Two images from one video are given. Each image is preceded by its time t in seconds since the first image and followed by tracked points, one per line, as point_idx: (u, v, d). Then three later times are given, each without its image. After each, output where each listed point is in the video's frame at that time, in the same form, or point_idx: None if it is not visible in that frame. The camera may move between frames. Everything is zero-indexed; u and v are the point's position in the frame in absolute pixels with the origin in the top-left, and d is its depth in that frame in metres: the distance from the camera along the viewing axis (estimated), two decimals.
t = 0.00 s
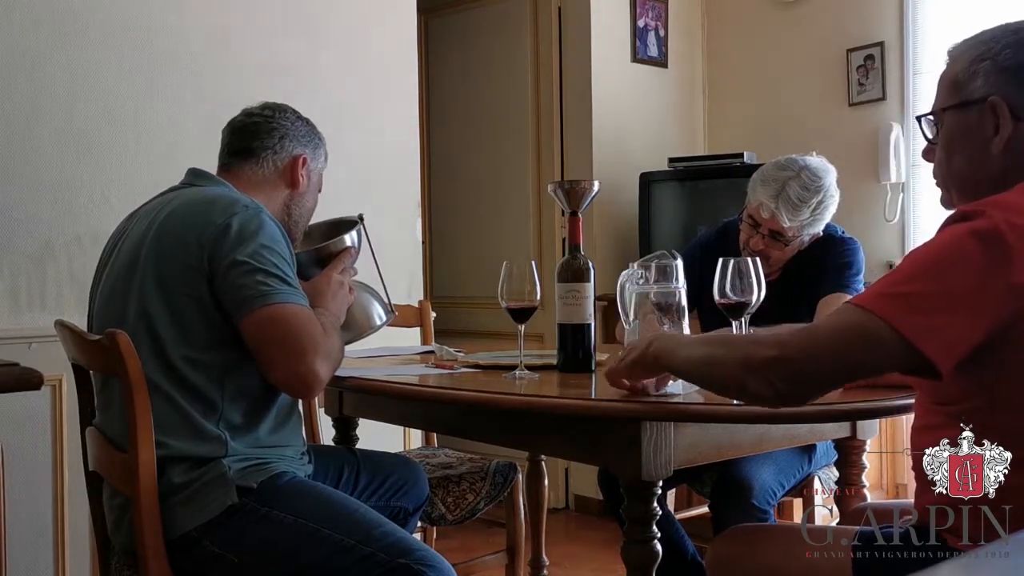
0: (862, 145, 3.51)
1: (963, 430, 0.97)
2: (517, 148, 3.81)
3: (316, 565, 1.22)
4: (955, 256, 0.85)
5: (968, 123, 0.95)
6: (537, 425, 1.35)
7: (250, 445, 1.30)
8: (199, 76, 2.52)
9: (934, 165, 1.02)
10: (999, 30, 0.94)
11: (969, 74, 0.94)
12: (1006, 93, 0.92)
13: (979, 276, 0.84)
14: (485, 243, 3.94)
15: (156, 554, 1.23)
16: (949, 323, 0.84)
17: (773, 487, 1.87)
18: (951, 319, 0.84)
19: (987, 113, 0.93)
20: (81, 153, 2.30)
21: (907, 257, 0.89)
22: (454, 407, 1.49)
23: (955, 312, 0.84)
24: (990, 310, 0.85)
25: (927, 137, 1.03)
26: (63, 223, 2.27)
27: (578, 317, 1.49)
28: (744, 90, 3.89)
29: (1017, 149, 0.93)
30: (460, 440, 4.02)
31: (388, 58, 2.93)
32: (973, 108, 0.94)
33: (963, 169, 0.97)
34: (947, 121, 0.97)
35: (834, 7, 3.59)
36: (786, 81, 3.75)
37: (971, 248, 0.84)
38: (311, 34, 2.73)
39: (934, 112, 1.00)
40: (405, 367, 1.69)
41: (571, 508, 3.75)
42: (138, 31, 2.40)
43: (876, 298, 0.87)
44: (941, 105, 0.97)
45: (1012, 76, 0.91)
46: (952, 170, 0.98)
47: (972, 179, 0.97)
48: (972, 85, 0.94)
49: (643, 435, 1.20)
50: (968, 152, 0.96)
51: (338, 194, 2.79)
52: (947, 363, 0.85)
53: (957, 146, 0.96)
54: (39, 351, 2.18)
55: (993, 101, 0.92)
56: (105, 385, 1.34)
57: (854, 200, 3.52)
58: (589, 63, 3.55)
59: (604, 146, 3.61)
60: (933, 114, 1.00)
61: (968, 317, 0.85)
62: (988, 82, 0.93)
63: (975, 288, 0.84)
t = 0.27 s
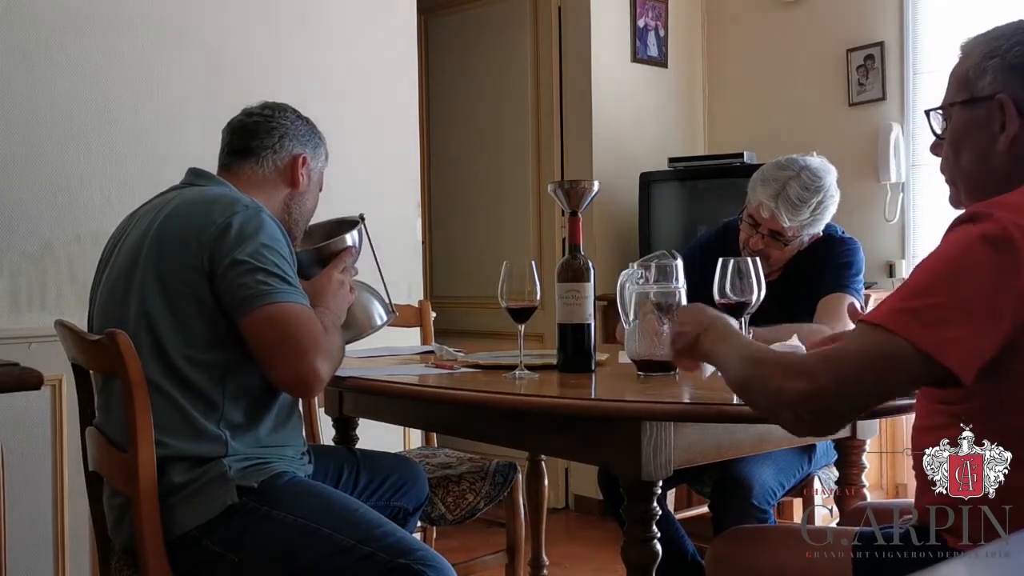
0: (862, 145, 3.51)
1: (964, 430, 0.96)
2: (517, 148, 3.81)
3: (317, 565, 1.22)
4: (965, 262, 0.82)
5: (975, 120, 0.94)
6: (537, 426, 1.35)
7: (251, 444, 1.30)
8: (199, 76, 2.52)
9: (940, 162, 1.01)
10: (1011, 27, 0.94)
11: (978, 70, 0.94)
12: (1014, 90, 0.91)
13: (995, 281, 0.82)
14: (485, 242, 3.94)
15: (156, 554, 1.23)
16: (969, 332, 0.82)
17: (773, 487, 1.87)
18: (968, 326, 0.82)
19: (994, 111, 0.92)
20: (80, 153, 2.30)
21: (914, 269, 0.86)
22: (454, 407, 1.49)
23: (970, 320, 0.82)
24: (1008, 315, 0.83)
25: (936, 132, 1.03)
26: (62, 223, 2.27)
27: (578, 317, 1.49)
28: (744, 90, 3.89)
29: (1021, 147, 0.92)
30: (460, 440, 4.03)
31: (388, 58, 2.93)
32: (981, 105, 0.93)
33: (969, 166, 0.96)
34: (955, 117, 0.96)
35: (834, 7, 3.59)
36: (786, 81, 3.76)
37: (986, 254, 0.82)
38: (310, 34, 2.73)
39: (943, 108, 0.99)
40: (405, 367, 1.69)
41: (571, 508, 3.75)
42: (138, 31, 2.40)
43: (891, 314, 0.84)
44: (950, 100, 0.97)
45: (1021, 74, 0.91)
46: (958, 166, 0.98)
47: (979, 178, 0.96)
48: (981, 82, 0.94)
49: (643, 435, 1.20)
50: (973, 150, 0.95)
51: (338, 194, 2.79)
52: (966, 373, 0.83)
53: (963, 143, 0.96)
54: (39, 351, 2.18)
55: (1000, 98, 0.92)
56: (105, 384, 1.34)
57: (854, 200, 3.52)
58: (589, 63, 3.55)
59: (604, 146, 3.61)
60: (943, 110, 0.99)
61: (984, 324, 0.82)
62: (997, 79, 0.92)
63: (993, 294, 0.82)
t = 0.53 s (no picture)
0: (862, 145, 3.51)
1: (963, 430, 0.90)
2: (517, 148, 3.81)
3: (317, 564, 1.22)
4: (967, 278, 0.85)
5: (974, 121, 0.94)
6: (537, 425, 1.35)
7: (252, 444, 1.30)
8: (198, 75, 2.52)
9: (942, 164, 1.01)
10: (1006, 30, 0.94)
11: (975, 73, 0.94)
12: (1011, 91, 0.91)
13: (1004, 290, 0.84)
14: (485, 242, 3.94)
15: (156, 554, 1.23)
16: (992, 345, 0.84)
17: (773, 487, 1.87)
18: (990, 333, 0.84)
19: (993, 112, 0.92)
20: (80, 152, 2.30)
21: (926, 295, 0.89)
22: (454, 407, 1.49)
23: (989, 327, 0.84)
24: None
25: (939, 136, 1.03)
26: (62, 223, 2.27)
27: (578, 317, 1.49)
28: (744, 90, 3.89)
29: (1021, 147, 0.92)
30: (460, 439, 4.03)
31: (387, 58, 2.93)
32: (979, 107, 0.93)
33: (971, 167, 0.96)
34: (955, 119, 0.96)
35: (834, 7, 3.59)
36: (785, 81, 3.76)
37: (987, 267, 0.84)
38: (310, 35, 2.73)
39: (944, 111, 1.00)
40: (405, 367, 1.69)
41: (571, 508, 3.75)
42: (137, 31, 2.40)
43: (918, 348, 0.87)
44: (950, 104, 0.97)
45: (1016, 76, 0.91)
46: (960, 169, 0.98)
47: (981, 179, 0.96)
48: (979, 83, 0.94)
49: (643, 435, 1.20)
50: (974, 152, 0.95)
51: (338, 194, 2.79)
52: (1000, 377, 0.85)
53: (963, 145, 0.96)
54: (39, 351, 2.18)
55: (997, 100, 0.92)
56: (105, 383, 1.34)
57: (854, 200, 3.52)
58: (589, 63, 3.55)
59: (604, 146, 3.60)
60: (943, 113, 0.99)
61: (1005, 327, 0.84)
62: (994, 80, 0.92)
63: (1006, 303, 0.84)
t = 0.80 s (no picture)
0: (862, 145, 3.51)
1: (964, 429, 0.88)
2: (517, 148, 3.80)
3: (317, 564, 1.22)
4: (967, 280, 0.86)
5: (968, 127, 0.94)
6: (537, 426, 1.35)
7: (251, 444, 1.30)
8: (198, 76, 2.52)
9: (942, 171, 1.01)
10: (994, 34, 0.94)
11: (967, 79, 0.95)
12: (1003, 95, 0.91)
13: (1004, 289, 0.85)
14: (484, 242, 3.94)
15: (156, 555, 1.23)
16: (993, 345, 0.85)
17: (773, 487, 1.87)
18: (991, 333, 0.85)
19: (985, 117, 0.93)
20: (80, 152, 2.30)
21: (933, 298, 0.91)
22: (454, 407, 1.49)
23: (990, 327, 0.85)
24: None
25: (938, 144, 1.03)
26: (62, 223, 2.27)
27: (578, 317, 1.49)
28: (744, 90, 3.89)
29: (1017, 151, 0.92)
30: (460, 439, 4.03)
31: (387, 58, 2.93)
32: (971, 113, 0.94)
33: (969, 173, 0.96)
34: (950, 126, 0.97)
35: (834, 7, 3.59)
36: (785, 80, 3.76)
37: (985, 268, 0.85)
38: (310, 34, 2.73)
39: (940, 119, 1.00)
40: (405, 367, 1.69)
41: (571, 508, 3.75)
42: (137, 31, 2.40)
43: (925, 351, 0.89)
44: (944, 111, 0.97)
45: (1006, 79, 0.91)
46: (959, 175, 0.98)
47: (978, 184, 0.96)
48: (970, 90, 0.94)
49: (643, 435, 1.20)
50: (971, 157, 0.96)
51: (338, 194, 2.79)
52: (1007, 376, 0.85)
53: (960, 152, 0.96)
54: (38, 351, 2.18)
55: (989, 105, 0.92)
56: (104, 383, 1.34)
57: (854, 200, 3.52)
58: (589, 63, 3.55)
59: (603, 146, 3.60)
60: (939, 120, 1.00)
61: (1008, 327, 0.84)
62: (984, 86, 0.93)
63: (1006, 302, 0.84)
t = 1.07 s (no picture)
0: (862, 145, 3.51)
1: (963, 429, 0.89)
2: (517, 148, 3.80)
3: (316, 566, 1.22)
4: (965, 278, 0.87)
5: (961, 136, 0.95)
6: (537, 426, 1.35)
7: (251, 445, 1.30)
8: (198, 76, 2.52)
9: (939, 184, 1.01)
10: (981, 45, 0.95)
11: (956, 89, 0.95)
12: (993, 103, 0.92)
13: (1004, 289, 0.85)
14: (484, 242, 3.94)
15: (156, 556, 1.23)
16: (993, 346, 0.85)
17: (773, 487, 1.87)
18: (990, 333, 0.85)
19: (977, 125, 0.93)
20: (80, 152, 2.30)
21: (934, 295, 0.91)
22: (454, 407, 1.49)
23: (989, 327, 0.85)
24: None
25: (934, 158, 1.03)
26: (62, 223, 2.27)
27: (578, 317, 1.49)
28: (744, 90, 3.89)
29: (1011, 159, 0.92)
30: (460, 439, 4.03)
31: (388, 58, 2.93)
32: (963, 122, 0.94)
33: (965, 182, 0.96)
34: (943, 136, 0.97)
35: (834, 7, 3.59)
36: (785, 81, 3.76)
37: (986, 267, 0.85)
38: (310, 34, 2.73)
39: (934, 130, 1.00)
40: (405, 367, 1.69)
41: (571, 508, 3.75)
42: (137, 31, 2.40)
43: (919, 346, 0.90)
44: (937, 123, 0.98)
45: (994, 87, 0.92)
46: (955, 185, 0.98)
47: (973, 191, 0.96)
48: (960, 100, 0.95)
49: (644, 435, 1.20)
50: (966, 167, 0.96)
51: (338, 194, 2.79)
52: (1007, 376, 0.85)
53: (955, 162, 0.96)
54: (39, 351, 2.18)
55: (979, 113, 0.93)
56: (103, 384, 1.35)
57: (854, 200, 3.52)
58: (589, 63, 3.55)
59: (603, 146, 3.60)
60: (933, 133, 1.00)
61: (1005, 329, 0.84)
62: (974, 95, 0.93)
63: (1006, 302, 0.84)
